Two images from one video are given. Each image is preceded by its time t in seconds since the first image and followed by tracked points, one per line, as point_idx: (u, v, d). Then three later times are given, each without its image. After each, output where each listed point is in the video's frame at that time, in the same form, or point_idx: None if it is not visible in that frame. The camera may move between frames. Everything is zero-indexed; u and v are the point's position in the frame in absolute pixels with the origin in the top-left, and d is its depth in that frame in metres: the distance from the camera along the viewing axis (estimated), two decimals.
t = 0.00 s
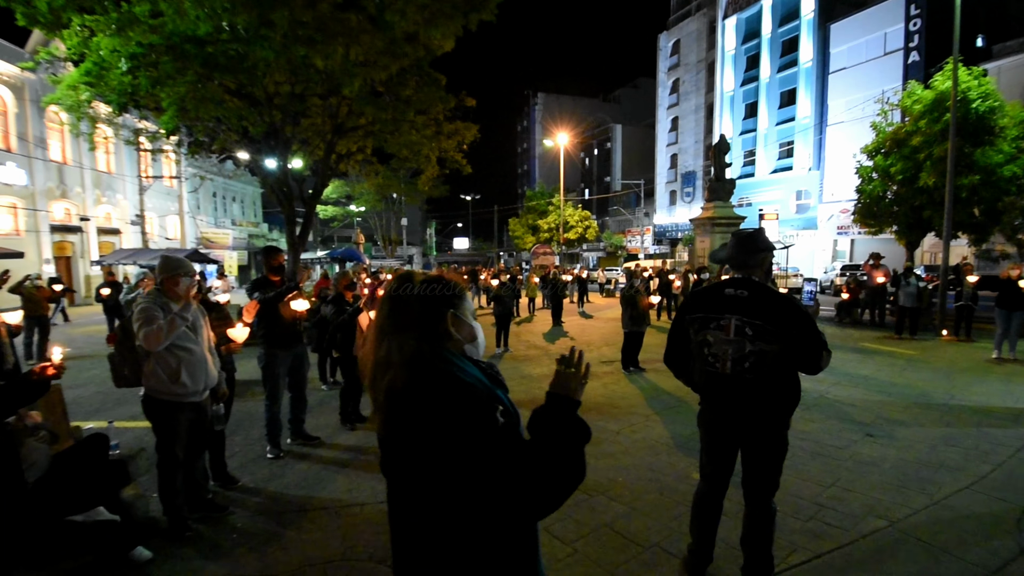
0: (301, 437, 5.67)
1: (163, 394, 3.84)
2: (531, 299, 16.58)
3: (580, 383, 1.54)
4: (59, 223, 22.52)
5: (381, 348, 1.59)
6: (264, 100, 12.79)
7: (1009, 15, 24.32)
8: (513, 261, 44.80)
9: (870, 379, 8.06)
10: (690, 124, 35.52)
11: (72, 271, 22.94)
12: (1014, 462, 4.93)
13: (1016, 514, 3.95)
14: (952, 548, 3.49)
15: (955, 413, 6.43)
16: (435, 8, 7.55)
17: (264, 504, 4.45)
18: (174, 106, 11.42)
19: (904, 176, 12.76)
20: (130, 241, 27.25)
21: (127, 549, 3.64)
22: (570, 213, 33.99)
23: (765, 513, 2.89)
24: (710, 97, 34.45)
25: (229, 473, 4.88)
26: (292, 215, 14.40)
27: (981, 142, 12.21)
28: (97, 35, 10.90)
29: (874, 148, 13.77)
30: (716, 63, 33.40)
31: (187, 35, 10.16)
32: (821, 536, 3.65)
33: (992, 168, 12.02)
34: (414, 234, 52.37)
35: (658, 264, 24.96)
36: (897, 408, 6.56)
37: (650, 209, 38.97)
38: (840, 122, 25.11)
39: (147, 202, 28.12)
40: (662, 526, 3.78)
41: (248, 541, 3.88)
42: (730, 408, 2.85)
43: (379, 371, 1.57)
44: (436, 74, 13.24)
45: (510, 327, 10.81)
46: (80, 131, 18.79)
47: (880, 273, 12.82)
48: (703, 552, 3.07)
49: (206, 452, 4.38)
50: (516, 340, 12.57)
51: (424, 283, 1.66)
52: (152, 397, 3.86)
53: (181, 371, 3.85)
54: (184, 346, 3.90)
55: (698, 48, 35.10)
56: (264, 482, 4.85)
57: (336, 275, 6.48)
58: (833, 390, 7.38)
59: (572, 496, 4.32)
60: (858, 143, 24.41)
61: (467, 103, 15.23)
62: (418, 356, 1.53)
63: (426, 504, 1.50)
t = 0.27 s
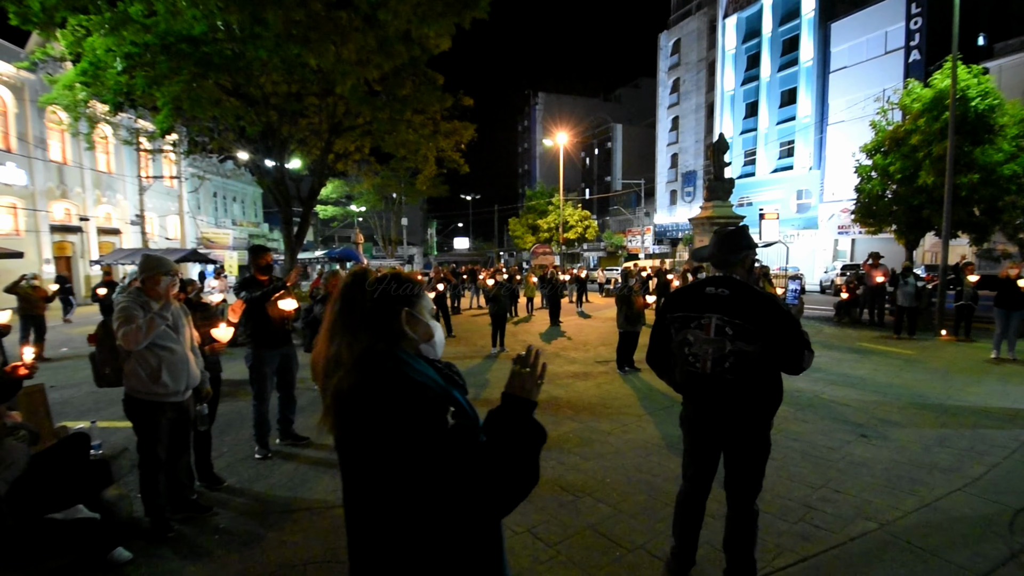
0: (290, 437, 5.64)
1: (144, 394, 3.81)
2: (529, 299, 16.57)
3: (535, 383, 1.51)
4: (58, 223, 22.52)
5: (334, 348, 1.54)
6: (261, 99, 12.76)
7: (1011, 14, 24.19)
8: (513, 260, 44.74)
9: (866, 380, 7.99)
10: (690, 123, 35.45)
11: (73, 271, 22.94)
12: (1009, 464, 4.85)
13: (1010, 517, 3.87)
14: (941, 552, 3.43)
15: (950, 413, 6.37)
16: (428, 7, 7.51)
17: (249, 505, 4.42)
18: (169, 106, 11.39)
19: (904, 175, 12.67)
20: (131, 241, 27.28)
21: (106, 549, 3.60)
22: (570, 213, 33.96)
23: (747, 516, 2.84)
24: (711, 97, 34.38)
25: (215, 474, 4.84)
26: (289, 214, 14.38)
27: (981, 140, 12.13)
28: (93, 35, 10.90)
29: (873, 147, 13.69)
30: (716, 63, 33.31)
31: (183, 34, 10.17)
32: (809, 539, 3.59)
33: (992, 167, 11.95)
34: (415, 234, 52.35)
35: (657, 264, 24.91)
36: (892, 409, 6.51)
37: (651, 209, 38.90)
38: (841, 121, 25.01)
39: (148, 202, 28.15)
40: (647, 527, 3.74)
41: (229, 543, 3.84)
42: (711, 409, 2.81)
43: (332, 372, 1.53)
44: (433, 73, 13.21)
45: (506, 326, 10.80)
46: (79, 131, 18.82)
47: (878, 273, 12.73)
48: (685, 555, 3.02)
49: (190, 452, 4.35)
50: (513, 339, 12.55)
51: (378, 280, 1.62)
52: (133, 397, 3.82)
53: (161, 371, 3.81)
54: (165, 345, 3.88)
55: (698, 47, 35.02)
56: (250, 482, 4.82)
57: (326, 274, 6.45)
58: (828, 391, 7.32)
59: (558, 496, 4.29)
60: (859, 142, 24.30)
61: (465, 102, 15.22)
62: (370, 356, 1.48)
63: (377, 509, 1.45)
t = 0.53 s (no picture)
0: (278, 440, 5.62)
1: (123, 398, 3.78)
2: (527, 299, 16.53)
3: (486, 397, 1.49)
4: (57, 223, 22.52)
5: (281, 360, 1.52)
6: (256, 99, 12.73)
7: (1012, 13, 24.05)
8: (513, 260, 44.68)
9: (861, 382, 7.94)
10: (690, 123, 35.39)
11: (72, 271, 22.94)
12: (1002, 469, 4.80)
13: (1000, 523, 3.82)
14: (927, 560, 3.38)
15: (945, 416, 6.31)
16: (419, 7, 7.47)
17: (233, 509, 4.39)
18: (162, 107, 11.35)
19: (901, 175, 12.60)
20: (130, 241, 27.26)
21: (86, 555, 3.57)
22: (569, 213, 33.93)
23: (727, 524, 2.80)
24: (711, 96, 34.30)
25: (200, 477, 4.82)
26: (285, 214, 14.35)
27: (979, 140, 12.06)
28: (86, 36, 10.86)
29: (871, 147, 13.62)
30: (716, 62, 33.23)
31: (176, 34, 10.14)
32: (795, 545, 3.54)
33: (991, 167, 11.87)
34: (415, 234, 52.30)
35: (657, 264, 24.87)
36: (887, 412, 6.46)
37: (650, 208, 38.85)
38: (841, 121, 24.91)
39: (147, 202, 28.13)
40: (631, 533, 3.70)
41: (211, 549, 3.81)
42: (689, 417, 2.77)
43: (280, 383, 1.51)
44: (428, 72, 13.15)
45: (501, 327, 10.77)
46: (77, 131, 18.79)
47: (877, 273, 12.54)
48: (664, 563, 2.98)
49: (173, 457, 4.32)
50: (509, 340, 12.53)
51: (330, 290, 1.60)
52: (112, 402, 3.79)
53: (140, 376, 3.78)
54: (144, 349, 3.83)
55: (698, 47, 34.93)
56: (235, 486, 4.79)
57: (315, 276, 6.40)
58: (823, 393, 7.28)
59: (544, 501, 4.24)
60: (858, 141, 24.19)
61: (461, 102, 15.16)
62: (316, 368, 1.46)
63: (324, 524, 1.43)
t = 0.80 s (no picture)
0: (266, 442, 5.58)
1: (104, 402, 3.75)
2: (524, 300, 16.50)
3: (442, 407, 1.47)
4: (55, 223, 22.52)
5: (236, 367, 1.52)
6: (252, 99, 12.72)
7: (1012, 13, 23.99)
8: (512, 261, 44.65)
9: (855, 385, 7.89)
10: (689, 123, 35.37)
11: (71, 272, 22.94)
12: (993, 473, 4.75)
13: (988, 529, 3.77)
14: (914, 566, 3.34)
15: (939, 419, 6.27)
16: (411, 7, 7.44)
17: (217, 512, 4.36)
18: (157, 107, 11.32)
19: (899, 177, 12.56)
20: (128, 241, 27.23)
21: (65, 558, 3.53)
22: (568, 214, 33.93)
23: (706, 531, 2.77)
24: (710, 97, 34.26)
25: (186, 479, 4.80)
26: (281, 215, 14.32)
27: (976, 141, 12.01)
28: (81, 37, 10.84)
29: (868, 148, 13.57)
30: (715, 63, 33.19)
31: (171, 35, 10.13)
32: (780, 551, 3.50)
33: (988, 168, 11.82)
34: (414, 234, 52.27)
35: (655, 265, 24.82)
36: (880, 415, 6.42)
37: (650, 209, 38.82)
38: (840, 122, 24.86)
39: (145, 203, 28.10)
40: (615, 537, 3.67)
41: (192, 552, 3.79)
42: (670, 423, 2.74)
43: (233, 389, 1.50)
44: (424, 73, 13.14)
45: (496, 328, 10.75)
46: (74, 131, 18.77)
47: (873, 275, 12.57)
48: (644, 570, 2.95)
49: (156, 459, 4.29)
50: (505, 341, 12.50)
51: (285, 296, 1.59)
52: (93, 406, 3.76)
53: (121, 379, 3.76)
54: (124, 352, 3.80)
55: (698, 47, 34.90)
56: (220, 489, 4.77)
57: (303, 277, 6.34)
58: (816, 395, 7.24)
59: (530, 505, 4.21)
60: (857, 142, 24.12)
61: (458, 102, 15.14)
62: (268, 375, 1.45)
63: (272, 536, 1.41)
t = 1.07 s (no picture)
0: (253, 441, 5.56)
1: (86, 402, 3.73)
2: (522, 300, 16.45)
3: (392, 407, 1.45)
4: (55, 224, 22.54)
5: (185, 367, 1.51)
6: (249, 98, 12.70)
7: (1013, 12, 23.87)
8: (512, 260, 44.61)
9: (850, 384, 7.84)
10: (689, 123, 35.30)
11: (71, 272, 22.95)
12: (985, 474, 4.70)
13: (977, 531, 3.73)
14: (899, 568, 3.30)
15: (933, 419, 6.22)
16: (403, 5, 7.40)
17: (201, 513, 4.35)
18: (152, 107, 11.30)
19: (897, 175, 12.50)
20: (128, 241, 27.25)
21: (46, 558, 3.52)
22: (566, 213, 33.92)
23: (686, 534, 2.74)
24: (710, 96, 34.18)
25: (172, 479, 4.78)
26: (278, 215, 14.32)
27: (974, 140, 11.94)
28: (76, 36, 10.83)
29: (866, 147, 13.50)
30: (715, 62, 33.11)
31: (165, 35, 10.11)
32: (764, 553, 3.46)
33: (987, 166, 11.74)
34: (414, 234, 52.22)
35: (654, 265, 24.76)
36: (874, 415, 6.37)
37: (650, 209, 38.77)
38: (840, 121, 24.77)
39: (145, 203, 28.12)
40: (598, 538, 3.64)
41: (174, 553, 3.78)
42: (649, 424, 2.71)
43: (182, 389, 1.49)
44: (420, 72, 13.10)
45: (491, 328, 10.72)
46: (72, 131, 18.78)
47: (871, 274, 12.52)
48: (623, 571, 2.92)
49: (140, 459, 4.27)
50: (501, 341, 12.46)
51: (237, 295, 1.58)
52: (74, 406, 3.74)
53: (103, 378, 3.73)
54: (106, 351, 3.79)
55: (698, 47, 34.82)
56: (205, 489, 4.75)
57: (293, 276, 6.30)
58: (811, 395, 7.20)
59: (515, 505, 4.18)
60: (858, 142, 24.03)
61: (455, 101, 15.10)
62: (216, 375, 1.44)
63: (221, 538, 1.40)
